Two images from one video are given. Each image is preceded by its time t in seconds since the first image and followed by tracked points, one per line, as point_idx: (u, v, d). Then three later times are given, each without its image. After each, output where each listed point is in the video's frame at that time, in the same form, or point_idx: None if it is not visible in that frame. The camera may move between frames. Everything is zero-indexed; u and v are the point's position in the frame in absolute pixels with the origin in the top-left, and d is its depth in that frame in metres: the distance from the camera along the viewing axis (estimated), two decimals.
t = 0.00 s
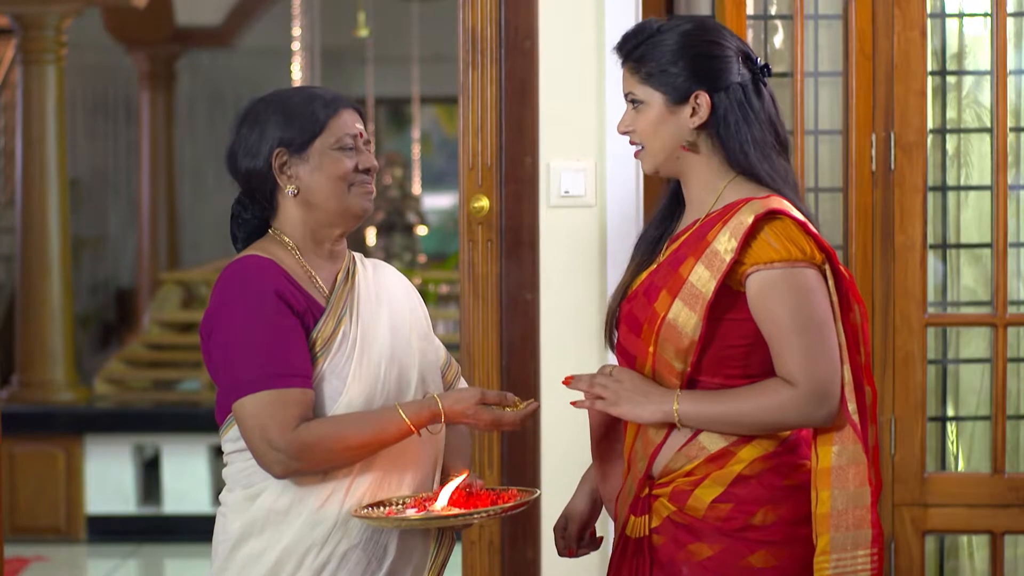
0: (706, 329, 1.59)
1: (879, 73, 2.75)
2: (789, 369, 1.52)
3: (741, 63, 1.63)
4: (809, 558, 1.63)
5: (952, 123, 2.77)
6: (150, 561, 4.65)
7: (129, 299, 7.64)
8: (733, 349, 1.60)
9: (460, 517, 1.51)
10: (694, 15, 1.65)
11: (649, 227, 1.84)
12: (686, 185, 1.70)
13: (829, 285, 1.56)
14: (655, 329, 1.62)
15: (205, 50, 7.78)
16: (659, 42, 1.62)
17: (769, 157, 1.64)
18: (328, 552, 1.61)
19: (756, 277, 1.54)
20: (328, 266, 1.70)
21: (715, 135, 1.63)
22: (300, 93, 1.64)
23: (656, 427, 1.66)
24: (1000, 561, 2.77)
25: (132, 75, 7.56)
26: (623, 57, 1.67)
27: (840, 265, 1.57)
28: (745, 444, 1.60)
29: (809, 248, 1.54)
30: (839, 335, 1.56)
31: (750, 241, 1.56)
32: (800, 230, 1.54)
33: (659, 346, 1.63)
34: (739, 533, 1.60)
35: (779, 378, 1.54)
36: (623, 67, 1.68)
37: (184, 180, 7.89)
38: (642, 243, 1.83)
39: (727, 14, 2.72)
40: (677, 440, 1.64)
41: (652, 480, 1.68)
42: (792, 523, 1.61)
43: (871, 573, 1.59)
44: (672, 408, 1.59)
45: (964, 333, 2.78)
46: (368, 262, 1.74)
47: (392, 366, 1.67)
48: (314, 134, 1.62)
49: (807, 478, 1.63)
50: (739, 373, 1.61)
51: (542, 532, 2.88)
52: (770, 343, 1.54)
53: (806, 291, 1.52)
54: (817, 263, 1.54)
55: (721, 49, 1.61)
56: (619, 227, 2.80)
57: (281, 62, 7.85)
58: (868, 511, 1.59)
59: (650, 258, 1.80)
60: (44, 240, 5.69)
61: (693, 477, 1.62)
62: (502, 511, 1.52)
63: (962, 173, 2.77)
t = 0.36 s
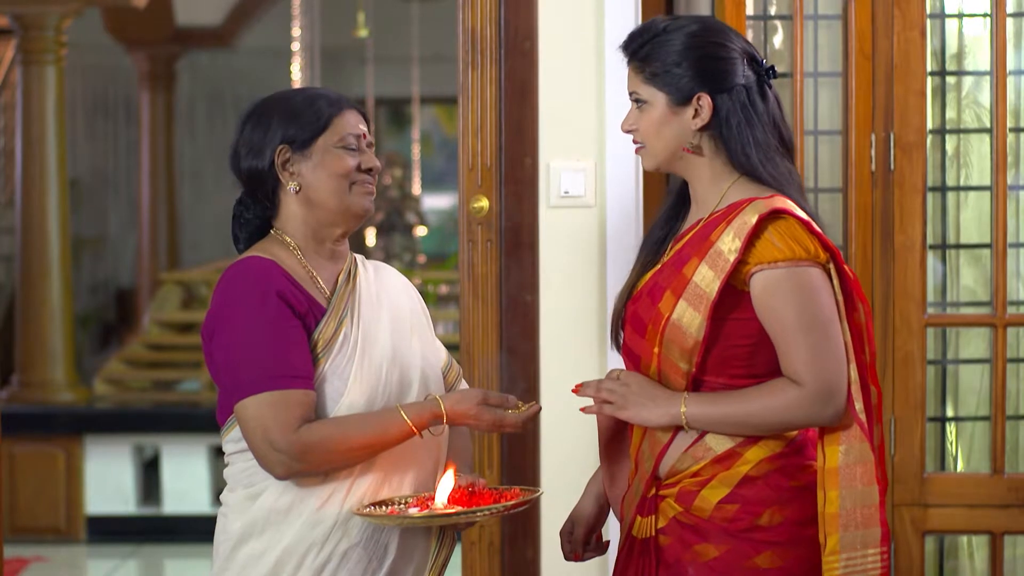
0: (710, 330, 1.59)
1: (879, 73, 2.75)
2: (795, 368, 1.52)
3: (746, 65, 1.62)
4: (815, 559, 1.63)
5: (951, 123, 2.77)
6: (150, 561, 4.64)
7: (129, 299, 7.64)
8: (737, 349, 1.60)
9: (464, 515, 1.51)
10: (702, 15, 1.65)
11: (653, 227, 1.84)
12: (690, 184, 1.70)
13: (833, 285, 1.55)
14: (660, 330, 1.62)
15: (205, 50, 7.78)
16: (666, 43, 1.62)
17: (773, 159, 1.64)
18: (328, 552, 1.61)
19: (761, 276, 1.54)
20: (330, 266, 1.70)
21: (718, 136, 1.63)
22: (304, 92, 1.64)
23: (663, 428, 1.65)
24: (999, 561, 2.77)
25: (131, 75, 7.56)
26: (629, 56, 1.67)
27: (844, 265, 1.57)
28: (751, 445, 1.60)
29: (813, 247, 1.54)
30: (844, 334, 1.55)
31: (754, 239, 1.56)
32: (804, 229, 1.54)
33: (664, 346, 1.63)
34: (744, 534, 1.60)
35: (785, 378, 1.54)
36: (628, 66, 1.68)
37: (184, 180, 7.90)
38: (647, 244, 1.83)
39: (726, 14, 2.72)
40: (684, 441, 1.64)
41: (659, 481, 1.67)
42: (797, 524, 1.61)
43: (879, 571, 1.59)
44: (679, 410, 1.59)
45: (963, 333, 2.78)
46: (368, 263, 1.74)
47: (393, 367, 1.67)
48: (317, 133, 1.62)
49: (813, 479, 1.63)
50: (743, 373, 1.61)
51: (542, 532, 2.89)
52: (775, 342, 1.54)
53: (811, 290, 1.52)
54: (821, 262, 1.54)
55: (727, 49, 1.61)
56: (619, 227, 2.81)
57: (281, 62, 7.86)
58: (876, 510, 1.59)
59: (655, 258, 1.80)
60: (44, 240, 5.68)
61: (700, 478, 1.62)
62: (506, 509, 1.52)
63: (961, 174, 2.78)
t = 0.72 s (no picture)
0: (713, 329, 1.59)
1: (880, 73, 2.75)
2: (800, 368, 1.52)
3: (751, 65, 1.62)
4: (819, 559, 1.63)
5: (952, 124, 2.77)
6: (150, 561, 4.64)
7: (129, 299, 7.65)
8: (741, 348, 1.60)
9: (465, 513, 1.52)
10: (707, 16, 1.65)
11: (658, 226, 1.84)
12: (694, 184, 1.70)
13: (836, 283, 1.56)
14: (663, 330, 1.62)
15: (205, 50, 7.78)
16: (671, 43, 1.62)
17: (777, 160, 1.64)
18: (331, 551, 1.61)
19: (763, 275, 1.54)
20: (332, 265, 1.70)
21: (722, 138, 1.63)
22: (307, 93, 1.64)
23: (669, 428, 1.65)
24: (999, 561, 2.78)
25: (131, 75, 7.56)
26: (633, 56, 1.67)
27: (846, 264, 1.57)
28: (757, 445, 1.60)
29: (816, 246, 1.54)
30: (848, 333, 1.55)
31: (756, 238, 1.56)
32: (806, 228, 1.54)
33: (667, 346, 1.63)
34: (749, 534, 1.60)
35: (789, 378, 1.54)
36: (632, 66, 1.68)
37: (184, 180, 7.90)
38: (651, 244, 1.83)
39: (726, 14, 2.72)
40: (689, 441, 1.64)
41: (665, 481, 1.68)
42: (802, 524, 1.61)
43: (883, 571, 1.59)
44: (684, 410, 1.59)
45: (963, 333, 2.78)
46: (369, 262, 1.75)
47: (396, 366, 1.67)
48: (318, 134, 1.62)
49: (817, 479, 1.64)
50: (747, 373, 1.61)
51: (542, 532, 2.89)
52: (779, 341, 1.54)
53: (814, 288, 1.52)
54: (824, 261, 1.54)
55: (731, 50, 1.61)
56: (619, 227, 2.81)
57: (281, 62, 7.86)
58: (880, 509, 1.59)
59: (660, 257, 1.80)
60: (44, 240, 5.68)
61: (706, 478, 1.62)
62: (506, 508, 1.52)
63: (962, 174, 2.78)
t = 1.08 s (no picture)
0: (717, 329, 1.59)
1: (880, 73, 2.75)
2: (803, 367, 1.52)
3: (756, 65, 1.62)
4: (821, 559, 1.63)
5: (952, 124, 2.77)
6: (150, 561, 4.64)
7: (129, 299, 7.65)
8: (744, 348, 1.60)
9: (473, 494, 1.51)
10: (712, 16, 1.65)
11: (661, 226, 1.84)
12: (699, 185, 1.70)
13: (840, 283, 1.55)
14: (667, 330, 1.62)
15: (205, 51, 7.78)
16: (677, 44, 1.62)
17: (783, 160, 1.64)
18: (331, 551, 1.61)
19: (767, 275, 1.54)
20: (334, 265, 1.70)
21: (727, 138, 1.63)
22: (307, 93, 1.64)
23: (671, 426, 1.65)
24: (999, 561, 2.78)
25: (131, 76, 7.56)
26: (638, 56, 1.67)
27: (850, 264, 1.57)
28: (759, 445, 1.60)
29: (820, 246, 1.54)
30: (851, 333, 1.55)
31: (760, 238, 1.56)
32: (810, 228, 1.54)
33: (671, 346, 1.63)
34: (752, 534, 1.60)
35: (792, 377, 1.54)
36: (636, 66, 1.68)
37: (184, 180, 7.90)
38: (655, 243, 1.82)
39: (726, 15, 2.72)
40: (692, 441, 1.64)
41: (667, 481, 1.68)
42: (804, 525, 1.61)
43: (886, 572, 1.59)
44: (688, 410, 1.59)
45: (963, 333, 2.78)
46: (371, 261, 1.75)
47: (397, 365, 1.67)
48: (321, 136, 1.63)
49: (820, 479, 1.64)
50: (751, 372, 1.61)
51: (542, 532, 2.89)
52: (782, 340, 1.54)
53: (818, 288, 1.52)
54: (828, 261, 1.54)
55: (735, 50, 1.61)
56: (619, 227, 2.81)
57: (281, 62, 7.85)
58: (883, 511, 1.59)
59: (663, 257, 1.80)
60: (44, 240, 5.68)
61: (708, 478, 1.62)
62: (512, 490, 1.52)
63: (962, 174, 2.78)
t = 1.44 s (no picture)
0: (717, 329, 1.59)
1: (879, 74, 2.75)
2: (804, 368, 1.52)
3: (758, 66, 1.62)
4: (819, 559, 1.63)
5: (952, 124, 2.77)
6: (150, 561, 4.64)
7: (129, 299, 7.65)
8: (745, 348, 1.60)
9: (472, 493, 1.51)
10: (715, 15, 1.64)
11: (662, 224, 1.83)
12: (699, 184, 1.70)
13: (840, 283, 1.56)
14: (667, 329, 1.62)
15: (205, 51, 7.77)
16: (680, 43, 1.61)
17: (783, 161, 1.64)
18: (329, 551, 1.61)
19: (768, 275, 1.54)
20: (333, 266, 1.70)
21: (729, 139, 1.63)
22: (312, 94, 1.64)
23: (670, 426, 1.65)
24: (999, 561, 2.77)
25: (131, 76, 7.55)
26: (640, 55, 1.67)
27: (851, 265, 1.57)
28: (758, 445, 1.60)
29: (821, 247, 1.54)
30: (851, 334, 1.55)
31: (761, 239, 1.56)
32: (812, 229, 1.54)
33: (671, 346, 1.63)
34: (751, 534, 1.60)
35: (793, 378, 1.54)
36: (638, 65, 1.68)
37: (184, 180, 7.90)
38: (655, 243, 1.82)
39: (726, 15, 2.72)
40: (690, 441, 1.64)
41: (665, 480, 1.68)
42: (803, 525, 1.61)
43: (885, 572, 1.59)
44: (686, 410, 1.59)
45: (963, 333, 2.78)
46: (372, 262, 1.75)
47: (396, 366, 1.67)
48: (324, 139, 1.62)
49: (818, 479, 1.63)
50: (751, 373, 1.61)
51: (542, 532, 2.89)
52: (782, 341, 1.54)
53: (819, 290, 1.52)
54: (829, 262, 1.54)
55: (738, 50, 1.61)
56: (619, 227, 2.81)
57: (281, 62, 7.84)
58: (882, 512, 1.59)
59: (663, 255, 1.80)
60: (44, 240, 5.68)
61: (706, 477, 1.62)
62: (512, 489, 1.52)
63: (962, 174, 2.77)
